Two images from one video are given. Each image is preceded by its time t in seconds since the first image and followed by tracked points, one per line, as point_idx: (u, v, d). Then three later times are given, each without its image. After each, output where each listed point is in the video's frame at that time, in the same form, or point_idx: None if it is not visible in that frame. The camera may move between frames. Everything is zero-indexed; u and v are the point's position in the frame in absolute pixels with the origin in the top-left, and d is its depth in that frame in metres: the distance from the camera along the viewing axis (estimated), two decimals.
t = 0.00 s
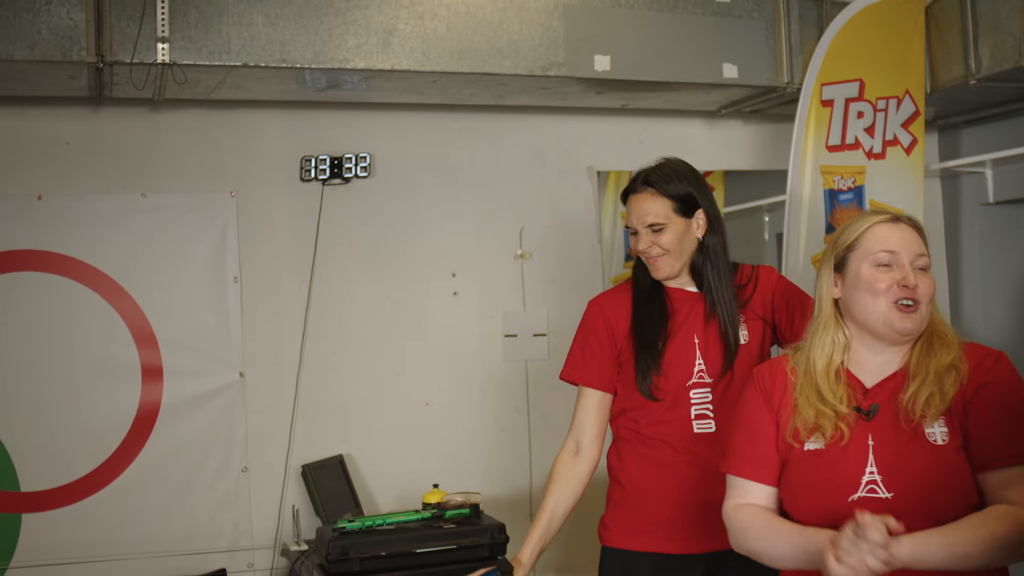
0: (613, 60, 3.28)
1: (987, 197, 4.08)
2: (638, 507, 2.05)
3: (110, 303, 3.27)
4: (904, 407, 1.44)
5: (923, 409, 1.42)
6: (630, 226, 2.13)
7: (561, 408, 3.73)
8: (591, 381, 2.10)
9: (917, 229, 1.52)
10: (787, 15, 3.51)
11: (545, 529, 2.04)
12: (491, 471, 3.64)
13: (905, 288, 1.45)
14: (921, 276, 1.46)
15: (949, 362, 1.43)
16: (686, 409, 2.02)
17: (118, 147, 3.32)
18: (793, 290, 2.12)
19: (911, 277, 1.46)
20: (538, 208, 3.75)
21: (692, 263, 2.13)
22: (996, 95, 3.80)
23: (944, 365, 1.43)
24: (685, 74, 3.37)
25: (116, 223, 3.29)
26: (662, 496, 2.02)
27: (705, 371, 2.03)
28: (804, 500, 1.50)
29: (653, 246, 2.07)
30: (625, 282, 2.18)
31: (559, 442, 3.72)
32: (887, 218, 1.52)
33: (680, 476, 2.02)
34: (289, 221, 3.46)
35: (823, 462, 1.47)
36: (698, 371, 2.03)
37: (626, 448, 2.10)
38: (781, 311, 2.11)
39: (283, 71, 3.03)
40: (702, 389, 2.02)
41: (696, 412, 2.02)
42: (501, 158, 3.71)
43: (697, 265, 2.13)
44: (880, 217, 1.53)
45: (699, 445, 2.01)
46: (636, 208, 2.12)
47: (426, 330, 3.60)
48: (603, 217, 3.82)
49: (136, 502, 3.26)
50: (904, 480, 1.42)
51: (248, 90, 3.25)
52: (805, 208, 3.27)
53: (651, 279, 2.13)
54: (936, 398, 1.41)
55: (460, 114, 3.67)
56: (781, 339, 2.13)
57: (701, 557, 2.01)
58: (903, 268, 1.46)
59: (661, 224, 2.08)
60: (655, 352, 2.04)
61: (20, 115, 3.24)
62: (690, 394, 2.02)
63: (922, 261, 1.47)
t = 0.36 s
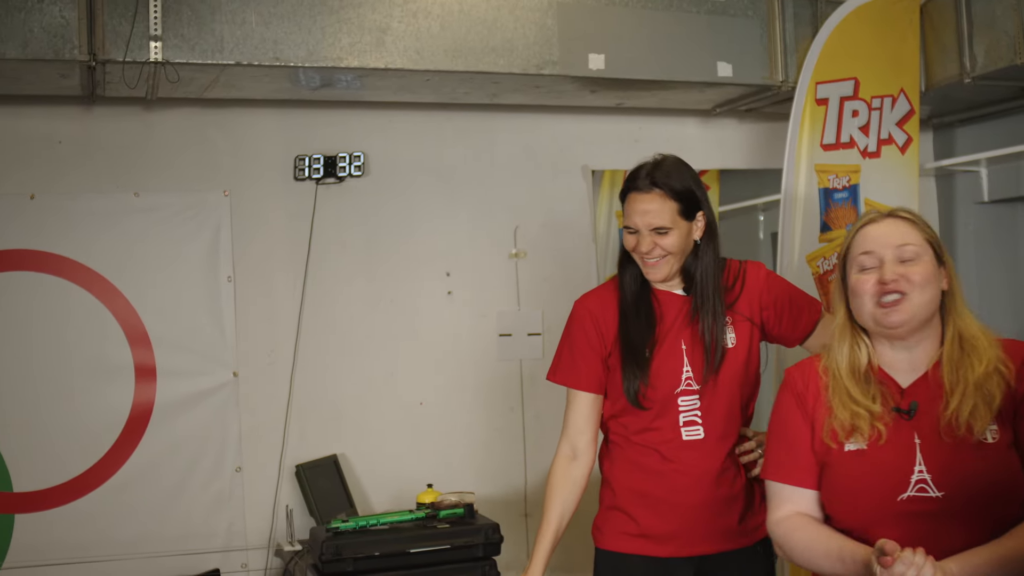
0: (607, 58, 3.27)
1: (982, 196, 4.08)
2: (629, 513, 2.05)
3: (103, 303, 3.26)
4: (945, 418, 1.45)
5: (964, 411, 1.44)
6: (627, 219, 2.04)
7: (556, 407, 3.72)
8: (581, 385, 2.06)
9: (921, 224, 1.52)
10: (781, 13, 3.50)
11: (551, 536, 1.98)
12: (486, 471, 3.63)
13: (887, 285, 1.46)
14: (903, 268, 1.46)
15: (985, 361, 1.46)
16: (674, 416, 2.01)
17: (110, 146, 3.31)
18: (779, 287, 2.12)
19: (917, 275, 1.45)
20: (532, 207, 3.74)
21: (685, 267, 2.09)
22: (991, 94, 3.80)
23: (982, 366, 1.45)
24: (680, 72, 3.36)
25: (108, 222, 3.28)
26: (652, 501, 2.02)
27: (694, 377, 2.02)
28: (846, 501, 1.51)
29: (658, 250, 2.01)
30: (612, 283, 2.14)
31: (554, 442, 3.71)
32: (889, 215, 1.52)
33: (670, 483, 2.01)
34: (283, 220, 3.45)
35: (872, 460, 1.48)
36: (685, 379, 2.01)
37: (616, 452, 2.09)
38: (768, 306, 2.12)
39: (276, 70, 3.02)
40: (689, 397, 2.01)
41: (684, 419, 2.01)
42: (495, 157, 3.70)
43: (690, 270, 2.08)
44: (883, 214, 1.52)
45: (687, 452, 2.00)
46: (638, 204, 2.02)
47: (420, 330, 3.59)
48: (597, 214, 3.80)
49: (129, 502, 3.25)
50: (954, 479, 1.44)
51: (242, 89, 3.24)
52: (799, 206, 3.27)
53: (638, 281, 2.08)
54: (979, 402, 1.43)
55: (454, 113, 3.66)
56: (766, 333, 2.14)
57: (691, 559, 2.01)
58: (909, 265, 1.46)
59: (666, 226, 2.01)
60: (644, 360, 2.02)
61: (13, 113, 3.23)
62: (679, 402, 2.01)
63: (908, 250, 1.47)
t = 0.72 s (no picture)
0: (598, 58, 3.27)
1: (971, 196, 4.10)
2: (618, 519, 2.01)
3: (93, 303, 3.25)
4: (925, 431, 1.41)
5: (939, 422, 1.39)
6: (669, 215, 1.98)
7: (547, 407, 3.71)
8: (575, 390, 2.01)
9: (957, 226, 1.42)
10: (772, 14, 3.50)
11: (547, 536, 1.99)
12: (477, 471, 3.63)
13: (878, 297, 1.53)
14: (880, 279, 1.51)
15: (967, 371, 1.37)
16: (669, 429, 1.98)
17: (100, 145, 3.30)
18: (776, 298, 2.11)
19: (909, 283, 1.46)
20: (523, 207, 3.74)
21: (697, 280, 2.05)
22: (981, 95, 3.81)
23: (961, 378, 1.37)
24: (671, 72, 3.36)
25: (98, 222, 3.27)
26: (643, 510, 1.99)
27: (691, 393, 1.99)
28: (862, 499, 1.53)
29: (694, 256, 1.97)
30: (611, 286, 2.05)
31: (545, 442, 3.71)
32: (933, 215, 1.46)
33: (662, 493, 1.98)
34: (273, 220, 3.44)
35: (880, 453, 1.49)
36: (684, 394, 1.98)
37: (605, 457, 2.04)
38: (763, 316, 2.11)
39: (266, 69, 3.01)
40: (687, 411, 1.98)
41: (679, 431, 1.99)
42: (486, 157, 3.70)
43: (702, 284, 2.04)
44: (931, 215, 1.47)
45: (683, 463, 1.99)
46: (686, 204, 1.96)
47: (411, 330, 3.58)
48: (588, 211, 3.77)
49: (119, 502, 3.24)
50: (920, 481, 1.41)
51: (232, 89, 3.23)
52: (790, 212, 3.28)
53: (651, 287, 2.02)
54: (948, 418, 1.37)
55: (445, 113, 3.65)
56: (757, 341, 2.13)
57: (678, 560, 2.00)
58: (906, 272, 1.46)
59: (711, 228, 1.98)
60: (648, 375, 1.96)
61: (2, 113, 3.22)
62: (674, 415, 1.98)
63: (890, 261, 1.50)
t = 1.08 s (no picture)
0: (581, 58, 3.27)
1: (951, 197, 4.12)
2: (621, 519, 1.99)
3: (75, 303, 3.23)
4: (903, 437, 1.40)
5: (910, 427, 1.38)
6: (680, 210, 1.99)
7: (529, 408, 3.72)
8: (575, 388, 1.99)
9: (977, 228, 1.34)
10: (754, 15, 3.52)
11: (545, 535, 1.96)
12: (459, 470, 3.63)
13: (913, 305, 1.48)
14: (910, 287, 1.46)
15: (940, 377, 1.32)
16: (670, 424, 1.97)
17: (82, 145, 3.29)
18: (768, 295, 2.16)
19: (928, 290, 1.42)
20: (506, 208, 3.74)
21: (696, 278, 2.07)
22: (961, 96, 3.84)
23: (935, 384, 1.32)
24: (654, 73, 3.37)
25: (80, 221, 3.26)
26: (644, 507, 1.97)
27: (691, 385, 1.99)
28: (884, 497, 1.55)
29: (703, 251, 1.98)
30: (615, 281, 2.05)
31: (527, 441, 3.72)
32: (954, 219, 1.39)
33: (664, 491, 1.96)
34: (256, 220, 3.44)
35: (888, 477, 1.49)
36: (684, 388, 1.98)
37: (605, 457, 2.02)
38: (758, 314, 2.15)
39: (249, 69, 3.01)
40: (687, 405, 1.98)
41: (679, 427, 1.98)
42: (469, 158, 3.70)
43: (700, 281, 2.07)
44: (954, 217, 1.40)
45: (686, 460, 1.97)
46: (697, 198, 1.98)
47: (394, 330, 3.58)
48: (570, 211, 3.80)
49: (100, 503, 3.23)
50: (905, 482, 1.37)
51: (215, 88, 3.23)
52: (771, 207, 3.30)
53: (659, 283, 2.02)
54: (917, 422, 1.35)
55: (428, 114, 3.65)
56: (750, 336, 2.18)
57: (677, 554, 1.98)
58: (926, 280, 1.42)
59: (718, 224, 2.00)
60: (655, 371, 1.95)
61: None
62: (674, 410, 1.97)
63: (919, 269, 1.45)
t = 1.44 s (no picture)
0: (556, 62, 3.30)
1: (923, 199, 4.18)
2: (625, 514, 1.96)
3: (50, 304, 3.23)
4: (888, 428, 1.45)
5: (900, 426, 1.41)
6: (661, 200, 2.06)
7: (504, 409, 3.74)
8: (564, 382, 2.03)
9: (939, 231, 1.37)
10: (728, 19, 3.56)
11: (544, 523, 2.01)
12: (435, 471, 3.65)
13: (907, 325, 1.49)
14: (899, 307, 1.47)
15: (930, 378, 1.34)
16: (666, 412, 1.95)
17: (57, 146, 3.29)
18: (750, 290, 2.17)
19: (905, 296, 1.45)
20: (481, 210, 3.76)
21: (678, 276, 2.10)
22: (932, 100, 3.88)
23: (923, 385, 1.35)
24: (629, 76, 3.40)
25: (56, 222, 3.26)
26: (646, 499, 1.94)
27: (683, 372, 1.98)
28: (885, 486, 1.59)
29: (687, 238, 2.04)
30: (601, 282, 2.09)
31: (503, 442, 3.74)
32: (914, 228, 1.42)
33: (664, 481, 1.93)
34: (232, 221, 3.45)
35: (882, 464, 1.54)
36: (676, 373, 1.97)
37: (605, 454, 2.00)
38: (744, 307, 2.16)
39: (225, 71, 3.01)
40: (681, 391, 1.96)
41: (675, 414, 1.95)
42: (445, 160, 3.72)
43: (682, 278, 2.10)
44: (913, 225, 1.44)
45: (684, 446, 1.94)
46: (677, 187, 2.06)
47: (371, 331, 3.59)
48: (546, 211, 3.81)
49: (75, 504, 3.23)
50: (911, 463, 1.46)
51: (191, 90, 3.23)
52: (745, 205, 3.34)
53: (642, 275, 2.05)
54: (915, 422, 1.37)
55: (404, 116, 3.67)
56: (738, 332, 2.18)
57: (684, 547, 1.95)
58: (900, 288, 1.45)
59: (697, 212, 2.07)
60: (644, 360, 1.95)
61: None
62: (669, 397, 1.95)
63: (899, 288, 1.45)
